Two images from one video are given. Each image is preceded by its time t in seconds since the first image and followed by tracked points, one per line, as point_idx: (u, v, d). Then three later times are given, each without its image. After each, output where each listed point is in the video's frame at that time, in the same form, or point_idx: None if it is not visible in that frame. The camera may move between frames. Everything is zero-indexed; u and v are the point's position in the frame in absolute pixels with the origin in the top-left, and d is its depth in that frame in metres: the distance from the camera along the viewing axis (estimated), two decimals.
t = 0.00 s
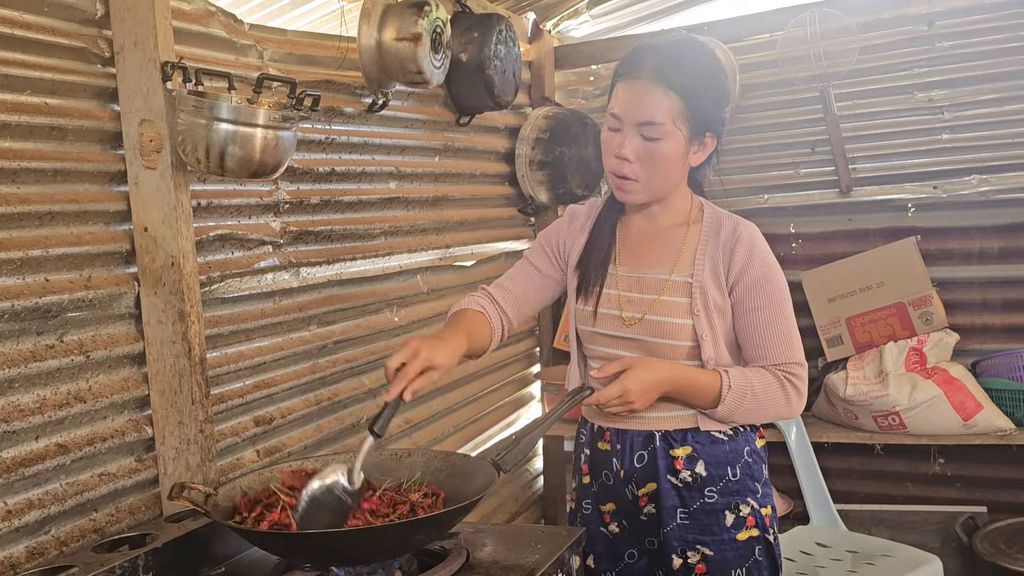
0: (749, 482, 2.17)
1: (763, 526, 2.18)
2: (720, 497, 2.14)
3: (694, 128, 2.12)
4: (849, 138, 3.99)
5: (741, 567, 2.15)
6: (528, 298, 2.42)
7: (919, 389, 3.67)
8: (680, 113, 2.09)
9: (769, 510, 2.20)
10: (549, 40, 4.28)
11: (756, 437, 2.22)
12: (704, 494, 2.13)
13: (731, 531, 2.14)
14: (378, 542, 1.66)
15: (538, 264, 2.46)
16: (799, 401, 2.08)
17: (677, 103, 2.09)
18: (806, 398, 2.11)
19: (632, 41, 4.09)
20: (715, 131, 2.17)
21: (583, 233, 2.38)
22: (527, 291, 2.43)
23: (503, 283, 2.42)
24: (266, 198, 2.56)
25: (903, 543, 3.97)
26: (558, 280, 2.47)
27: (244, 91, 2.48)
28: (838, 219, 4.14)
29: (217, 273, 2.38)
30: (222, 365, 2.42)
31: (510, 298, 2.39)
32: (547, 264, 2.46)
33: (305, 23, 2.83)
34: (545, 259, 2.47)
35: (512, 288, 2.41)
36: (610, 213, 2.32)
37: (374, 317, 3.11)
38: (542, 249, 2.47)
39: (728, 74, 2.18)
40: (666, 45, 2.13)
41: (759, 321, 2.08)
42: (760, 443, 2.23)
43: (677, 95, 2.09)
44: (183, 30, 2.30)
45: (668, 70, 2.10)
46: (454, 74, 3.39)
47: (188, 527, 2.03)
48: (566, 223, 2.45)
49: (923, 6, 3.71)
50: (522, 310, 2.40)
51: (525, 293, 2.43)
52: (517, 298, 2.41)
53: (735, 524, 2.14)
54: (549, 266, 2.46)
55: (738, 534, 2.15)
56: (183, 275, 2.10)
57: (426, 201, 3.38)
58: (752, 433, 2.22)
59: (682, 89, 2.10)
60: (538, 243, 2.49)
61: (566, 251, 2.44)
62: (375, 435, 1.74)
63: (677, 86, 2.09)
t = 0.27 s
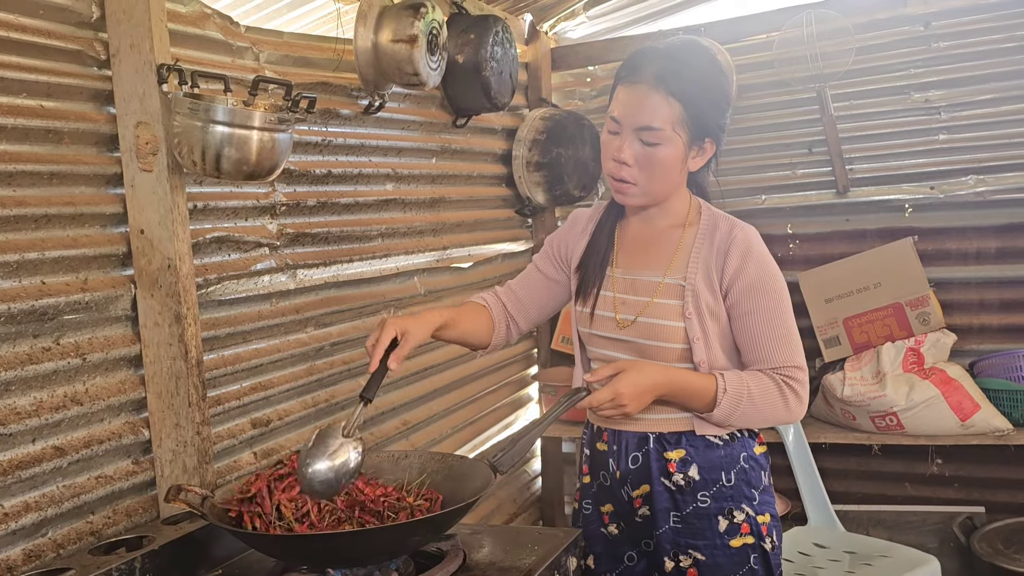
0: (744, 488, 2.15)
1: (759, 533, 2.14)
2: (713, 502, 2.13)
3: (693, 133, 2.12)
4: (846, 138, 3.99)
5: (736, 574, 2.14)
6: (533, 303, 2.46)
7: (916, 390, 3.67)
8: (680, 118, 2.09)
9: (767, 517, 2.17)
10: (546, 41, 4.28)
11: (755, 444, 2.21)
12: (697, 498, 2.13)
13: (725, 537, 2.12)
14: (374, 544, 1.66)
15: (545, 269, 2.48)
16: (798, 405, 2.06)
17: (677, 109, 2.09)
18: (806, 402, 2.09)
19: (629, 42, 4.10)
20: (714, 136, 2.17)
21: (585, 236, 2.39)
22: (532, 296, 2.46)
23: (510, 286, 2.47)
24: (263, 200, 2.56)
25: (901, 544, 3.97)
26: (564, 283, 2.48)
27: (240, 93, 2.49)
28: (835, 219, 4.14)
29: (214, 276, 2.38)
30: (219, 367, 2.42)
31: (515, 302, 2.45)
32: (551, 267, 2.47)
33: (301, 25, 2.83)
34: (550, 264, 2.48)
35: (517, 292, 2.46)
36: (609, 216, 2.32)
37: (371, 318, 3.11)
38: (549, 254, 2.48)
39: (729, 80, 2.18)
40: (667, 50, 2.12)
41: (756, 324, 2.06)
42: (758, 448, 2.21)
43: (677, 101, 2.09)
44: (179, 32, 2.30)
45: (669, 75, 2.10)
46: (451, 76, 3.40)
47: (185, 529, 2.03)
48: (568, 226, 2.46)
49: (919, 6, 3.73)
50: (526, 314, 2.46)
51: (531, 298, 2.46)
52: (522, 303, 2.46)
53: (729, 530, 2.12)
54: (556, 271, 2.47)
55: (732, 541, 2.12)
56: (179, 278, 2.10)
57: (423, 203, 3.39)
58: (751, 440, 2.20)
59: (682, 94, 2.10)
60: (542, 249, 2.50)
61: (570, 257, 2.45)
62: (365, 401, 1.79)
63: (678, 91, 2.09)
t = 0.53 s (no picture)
0: (750, 491, 2.15)
1: (765, 537, 2.14)
2: (718, 505, 2.13)
3: (694, 133, 2.12)
4: (846, 138, 4.00)
5: None
6: (538, 299, 2.47)
7: (917, 390, 3.67)
8: (680, 118, 2.09)
9: (772, 521, 2.16)
10: (547, 42, 4.28)
11: (761, 446, 2.21)
12: (703, 501, 2.12)
13: (729, 540, 2.13)
14: (375, 545, 1.66)
15: (551, 267, 2.49)
16: (804, 405, 2.06)
17: (677, 109, 2.09)
18: (812, 401, 2.08)
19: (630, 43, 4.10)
20: (716, 136, 2.17)
21: (590, 237, 2.39)
22: (538, 293, 2.47)
23: (516, 281, 2.49)
24: (264, 202, 2.56)
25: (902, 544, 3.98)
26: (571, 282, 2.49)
27: (242, 95, 2.49)
28: (836, 219, 4.15)
29: (215, 277, 2.39)
30: (221, 369, 2.42)
31: (520, 297, 2.46)
32: (557, 267, 2.49)
33: (303, 27, 2.84)
34: (557, 264, 2.49)
35: (523, 288, 2.47)
36: (613, 217, 2.34)
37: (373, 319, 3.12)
38: (556, 253, 2.49)
39: (729, 79, 2.17)
40: (666, 51, 2.13)
41: (760, 323, 2.06)
42: (764, 451, 2.21)
43: (677, 101, 2.09)
44: (180, 34, 2.31)
45: (669, 75, 2.10)
46: (452, 77, 3.40)
47: (187, 530, 2.03)
48: (572, 227, 2.46)
49: (919, 6, 3.73)
50: (530, 309, 2.47)
51: (536, 295, 2.47)
52: (526, 298, 2.47)
53: (734, 533, 2.13)
54: (562, 270, 2.48)
55: (737, 544, 2.13)
56: (180, 279, 2.11)
57: (424, 204, 3.39)
58: (757, 443, 2.20)
59: (682, 95, 2.10)
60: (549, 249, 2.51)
61: (575, 256, 2.46)
62: (372, 368, 1.81)
63: (677, 91, 2.09)
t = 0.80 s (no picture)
0: (754, 491, 2.16)
1: (769, 536, 2.16)
2: (723, 505, 2.13)
3: (692, 133, 2.13)
4: (844, 139, 4.01)
5: None
6: (534, 295, 2.48)
7: (915, 390, 3.68)
8: (678, 118, 2.10)
9: (775, 519, 2.19)
10: (545, 43, 4.29)
11: (764, 445, 2.22)
12: (708, 501, 2.13)
13: (735, 540, 2.13)
14: (375, 545, 1.67)
15: (548, 263, 2.49)
16: (805, 403, 2.07)
17: (675, 109, 2.10)
18: (813, 399, 2.09)
19: (628, 44, 4.11)
20: (714, 135, 2.17)
21: (588, 236, 2.39)
22: (533, 289, 2.48)
23: (513, 276, 2.50)
24: (263, 202, 2.57)
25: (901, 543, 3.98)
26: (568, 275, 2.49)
27: (241, 96, 2.49)
28: (834, 220, 4.16)
29: (215, 277, 2.39)
30: (220, 369, 2.43)
31: (516, 292, 2.48)
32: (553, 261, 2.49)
33: (302, 28, 2.84)
34: (552, 258, 2.49)
35: (519, 282, 2.48)
36: (612, 217, 2.34)
37: (372, 320, 3.12)
38: (554, 249, 2.49)
39: (727, 78, 2.18)
40: (663, 50, 2.13)
41: (760, 321, 2.07)
42: (767, 451, 2.22)
43: (675, 101, 2.10)
44: (180, 36, 2.31)
45: (666, 75, 2.10)
46: (450, 78, 3.41)
47: (186, 531, 2.04)
48: (570, 227, 2.47)
49: (917, 7, 3.73)
50: (525, 304, 2.48)
51: (532, 290, 2.48)
52: (522, 293, 2.48)
53: (739, 532, 2.14)
54: (558, 266, 2.48)
55: (742, 543, 2.14)
56: (180, 280, 2.12)
57: (423, 204, 3.40)
58: (759, 441, 2.21)
59: (680, 95, 2.10)
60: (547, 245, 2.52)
61: (572, 253, 2.45)
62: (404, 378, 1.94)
63: (675, 91, 2.10)
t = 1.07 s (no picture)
0: (750, 488, 2.17)
1: (765, 533, 2.16)
2: (719, 501, 2.14)
3: (691, 131, 2.13)
4: (843, 137, 4.01)
5: (740, 573, 2.15)
6: (536, 306, 2.47)
7: (913, 388, 3.69)
8: (677, 116, 2.10)
9: (772, 517, 2.19)
10: (544, 41, 4.29)
11: (760, 442, 2.23)
12: (703, 497, 2.14)
13: (730, 536, 2.14)
14: (373, 542, 1.67)
15: (546, 272, 2.49)
16: (803, 398, 2.07)
17: (673, 107, 2.10)
18: (811, 395, 2.10)
19: (627, 42, 4.11)
20: (713, 133, 2.17)
21: (586, 235, 2.40)
22: (534, 300, 2.48)
23: (513, 292, 2.49)
24: (262, 200, 2.57)
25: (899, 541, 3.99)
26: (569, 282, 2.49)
27: (240, 94, 2.49)
28: (832, 218, 4.16)
29: (213, 275, 2.39)
30: (219, 367, 2.43)
31: (517, 307, 2.47)
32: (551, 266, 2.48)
33: (301, 26, 2.84)
34: (551, 264, 2.48)
35: (520, 297, 2.48)
36: (611, 214, 2.34)
37: (371, 318, 3.12)
38: (551, 256, 2.49)
39: (726, 76, 2.18)
40: (662, 49, 2.13)
41: (759, 318, 2.08)
42: (763, 448, 2.23)
43: (674, 99, 2.10)
44: (179, 34, 2.31)
45: (664, 74, 2.11)
46: (449, 76, 3.41)
47: (184, 528, 2.04)
48: (568, 226, 2.47)
49: (916, 6, 3.75)
50: (529, 318, 2.47)
51: (533, 303, 2.48)
52: (524, 307, 2.47)
53: (735, 529, 2.14)
54: (558, 273, 2.48)
55: (737, 539, 2.14)
56: (178, 278, 2.11)
57: (422, 203, 3.40)
58: (756, 438, 2.22)
59: (679, 93, 2.10)
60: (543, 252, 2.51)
61: (570, 257, 2.45)
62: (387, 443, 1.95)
63: (673, 90, 2.10)
